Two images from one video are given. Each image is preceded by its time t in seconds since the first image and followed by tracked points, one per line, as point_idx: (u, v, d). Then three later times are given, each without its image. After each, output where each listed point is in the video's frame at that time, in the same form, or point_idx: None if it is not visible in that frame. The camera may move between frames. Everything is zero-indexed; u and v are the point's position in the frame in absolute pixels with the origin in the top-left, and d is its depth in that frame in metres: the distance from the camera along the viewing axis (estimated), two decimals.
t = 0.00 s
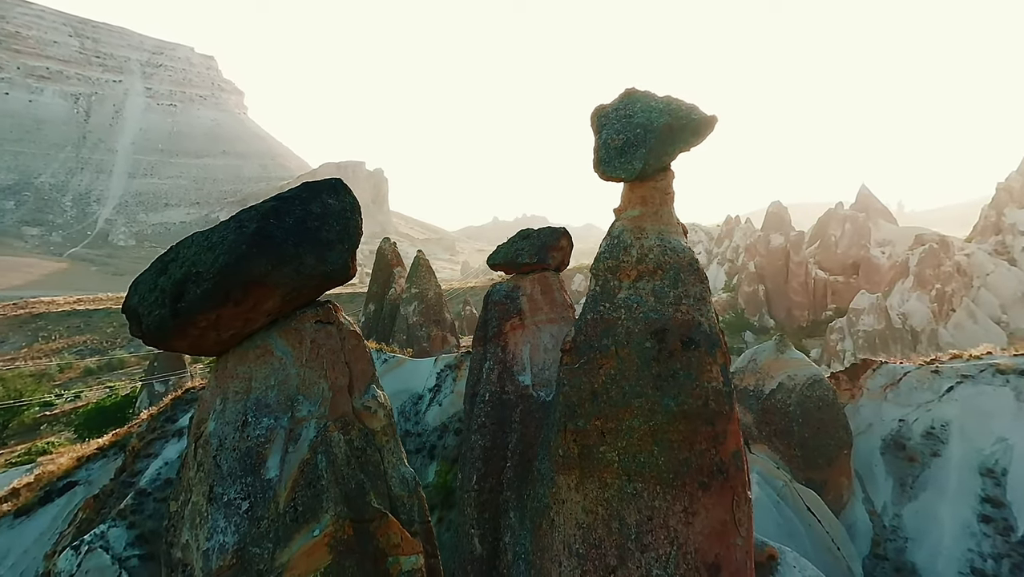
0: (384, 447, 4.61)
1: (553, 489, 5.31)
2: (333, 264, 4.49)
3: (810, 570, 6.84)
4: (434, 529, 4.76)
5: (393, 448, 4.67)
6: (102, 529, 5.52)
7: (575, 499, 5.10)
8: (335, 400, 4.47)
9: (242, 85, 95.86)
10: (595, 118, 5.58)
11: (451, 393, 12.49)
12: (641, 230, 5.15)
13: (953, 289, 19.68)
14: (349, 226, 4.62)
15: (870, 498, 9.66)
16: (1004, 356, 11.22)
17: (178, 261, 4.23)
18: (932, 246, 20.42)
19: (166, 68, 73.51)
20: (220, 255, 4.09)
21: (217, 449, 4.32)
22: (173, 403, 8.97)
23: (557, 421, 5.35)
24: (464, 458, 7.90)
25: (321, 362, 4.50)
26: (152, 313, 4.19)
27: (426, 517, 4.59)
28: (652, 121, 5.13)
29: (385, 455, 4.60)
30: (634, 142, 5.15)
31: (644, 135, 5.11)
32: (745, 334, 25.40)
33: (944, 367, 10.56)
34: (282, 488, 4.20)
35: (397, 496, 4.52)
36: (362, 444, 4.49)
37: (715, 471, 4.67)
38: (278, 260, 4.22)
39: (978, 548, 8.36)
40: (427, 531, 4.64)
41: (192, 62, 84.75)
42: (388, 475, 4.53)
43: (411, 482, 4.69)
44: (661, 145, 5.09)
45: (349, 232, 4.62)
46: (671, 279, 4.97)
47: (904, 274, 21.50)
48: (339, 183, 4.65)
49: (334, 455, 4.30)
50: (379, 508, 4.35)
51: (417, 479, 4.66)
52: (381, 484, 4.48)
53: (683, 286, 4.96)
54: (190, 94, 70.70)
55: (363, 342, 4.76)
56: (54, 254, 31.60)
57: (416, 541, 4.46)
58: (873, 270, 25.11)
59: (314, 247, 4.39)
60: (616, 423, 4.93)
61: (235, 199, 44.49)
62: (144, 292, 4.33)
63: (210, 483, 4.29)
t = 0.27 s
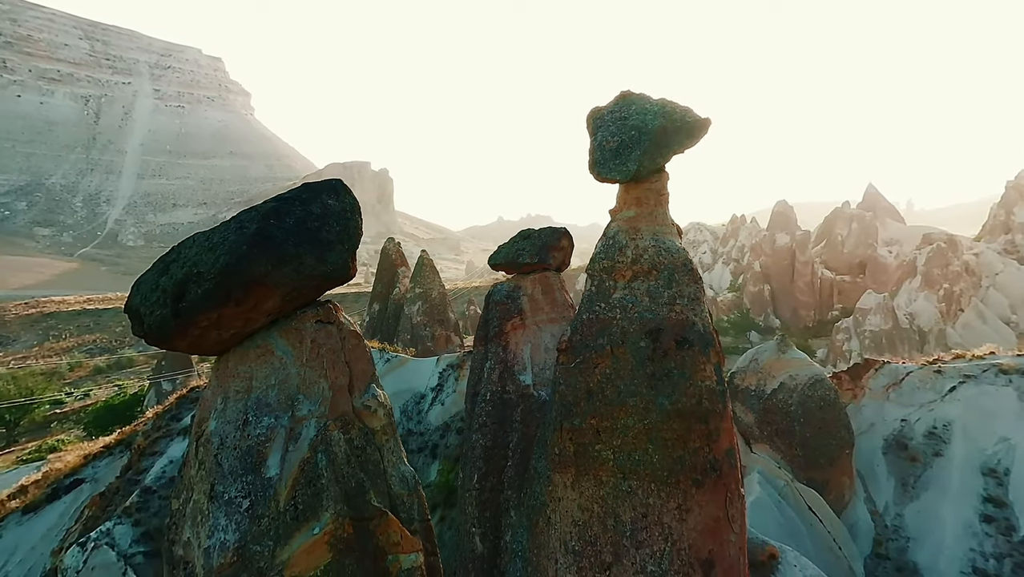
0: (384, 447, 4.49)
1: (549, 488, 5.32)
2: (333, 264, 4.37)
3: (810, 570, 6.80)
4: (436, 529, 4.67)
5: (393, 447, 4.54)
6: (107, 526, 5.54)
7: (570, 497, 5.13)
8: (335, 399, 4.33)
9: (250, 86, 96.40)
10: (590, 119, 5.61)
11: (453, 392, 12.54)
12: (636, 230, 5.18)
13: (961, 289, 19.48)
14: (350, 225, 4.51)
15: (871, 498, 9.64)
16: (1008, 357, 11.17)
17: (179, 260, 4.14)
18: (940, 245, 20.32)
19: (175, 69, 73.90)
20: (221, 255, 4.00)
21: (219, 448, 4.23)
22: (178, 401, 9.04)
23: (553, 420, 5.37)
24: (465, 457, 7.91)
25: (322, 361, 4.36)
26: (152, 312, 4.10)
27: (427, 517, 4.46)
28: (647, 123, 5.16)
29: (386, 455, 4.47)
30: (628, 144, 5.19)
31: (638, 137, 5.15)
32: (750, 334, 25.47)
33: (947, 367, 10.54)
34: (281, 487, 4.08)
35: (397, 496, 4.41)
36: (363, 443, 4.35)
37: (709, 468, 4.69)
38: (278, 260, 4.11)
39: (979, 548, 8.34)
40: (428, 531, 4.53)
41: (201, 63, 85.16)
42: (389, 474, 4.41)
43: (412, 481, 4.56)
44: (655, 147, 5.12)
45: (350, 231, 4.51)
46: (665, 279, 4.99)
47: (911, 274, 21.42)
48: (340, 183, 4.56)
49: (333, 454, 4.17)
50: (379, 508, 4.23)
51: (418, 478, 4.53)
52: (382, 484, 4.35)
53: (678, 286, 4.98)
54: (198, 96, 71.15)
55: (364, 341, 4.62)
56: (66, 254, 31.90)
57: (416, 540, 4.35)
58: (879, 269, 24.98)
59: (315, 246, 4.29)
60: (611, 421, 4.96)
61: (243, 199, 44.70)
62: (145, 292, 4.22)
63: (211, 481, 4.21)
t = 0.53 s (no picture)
0: (384, 445, 4.55)
1: (545, 486, 5.32)
2: (333, 264, 4.42)
3: (810, 569, 6.79)
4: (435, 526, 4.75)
5: (393, 446, 4.60)
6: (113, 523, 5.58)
7: (565, 495, 5.14)
8: (335, 399, 4.36)
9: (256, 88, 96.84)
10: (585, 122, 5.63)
11: (455, 392, 12.58)
12: (631, 231, 5.21)
13: (969, 289, 19.32)
14: (349, 226, 4.55)
15: (873, 498, 9.62)
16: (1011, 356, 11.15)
17: (181, 261, 4.17)
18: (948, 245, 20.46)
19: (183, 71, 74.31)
20: (222, 255, 4.03)
21: (220, 447, 4.24)
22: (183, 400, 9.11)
23: (549, 420, 5.38)
24: (466, 456, 7.93)
25: (322, 361, 4.39)
26: (154, 313, 4.14)
27: (426, 515, 4.54)
28: (642, 125, 5.20)
29: (385, 454, 4.53)
30: (622, 146, 5.23)
31: (633, 139, 5.19)
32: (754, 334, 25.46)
33: (949, 367, 10.52)
34: (282, 485, 4.10)
35: (397, 494, 4.47)
36: (363, 442, 4.40)
37: (702, 466, 4.74)
38: (278, 261, 4.15)
39: (981, 548, 8.34)
40: (427, 528, 4.61)
41: (208, 65, 85.47)
42: (388, 473, 4.48)
43: (411, 480, 4.62)
44: (650, 149, 5.16)
45: (349, 231, 4.55)
46: (659, 279, 5.03)
47: (918, 274, 21.34)
48: (340, 184, 4.59)
49: (334, 453, 4.21)
50: (379, 506, 4.30)
51: (417, 476, 4.59)
52: (381, 483, 4.42)
53: (671, 287, 5.01)
54: (206, 98, 71.54)
55: (364, 341, 4.67)
56: (76, 254, 32.13)
57: (416, 538, 4.41)
58: (886, 269, 24.82)
59: (314, 247, 4.33)
60: (605, 419, 4.99)
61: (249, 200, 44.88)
62: (147, 292, 4.27)
63: (212, 479, 4.23)
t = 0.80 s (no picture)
0: (383, 444, 4.61)
1: (541, 484, 5.32)
2: (333, 264, 4.46)
3: (810, 569, 6.78)
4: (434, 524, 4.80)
5: (392, 445, 4.67)
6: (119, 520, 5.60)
7: (560, 493, 5.15)
8: (335, 398, 4.41)
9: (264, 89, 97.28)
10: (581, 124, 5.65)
11: (457, 391, 12.61)
12: (626, 233, 5.23)
13: (978, 289, 19.21)
14: (349, 227, 4.59)
15: (875, 498, 9.59)
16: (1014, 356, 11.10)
17: (183, 261, 4.19)
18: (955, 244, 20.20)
19: (192, 73, 74.67)
20: (223, 256, 4.05)
21: (221, 445, 4.25)
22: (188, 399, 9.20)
23: (545, 418, 5.39)
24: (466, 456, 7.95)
25: (322, 361, 4.43)
26: (156, 312, 4.17)
27: (425, 513, 4.59)
28: (636, 127, 5.22)
29: (384, 453, 4.59)
30: (617, 148, 5.25)
31: (627, 141, 5.20)
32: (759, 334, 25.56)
33: (952, 367, 10.50)
34: (282, 484, 4.12)
35: (396, 492, 4.53)
36: (362, 441, 4.45)
37: (696, 463, 4.77)
38: (278, 261, 4.17)
39: (983, 548, 8.32)
40: (426, 526, 4.66)
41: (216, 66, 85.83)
42: (387, 472, 4.53)
43: (410, 478, 4.69)
44: (645, 151, 5.18)
45: (350, 232, 4.59)
46: (654, 280, 5.05)
47: (926, 274, 21.27)
48: (340, 185, 4.63)
49: (333, 452, 4.25)
50: (379, 504, 4.34)
51: (416, 475, 4.66)
52: (381, 481, 4.47)
53: (666, 287, 5.04)
54: (215, 99, 71.88)
55: (364, 341, 4.72)
56: (86, 254, 32.38)
57: (415, 536, 4.46)
58: (893, 268, 24.62)
59: (315, 247, 4.37)
60: (601, 417, 5.00)
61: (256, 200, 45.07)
62: (149, 292, 4.30)
63: (213, 478, 4.23)
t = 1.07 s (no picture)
0: (383, 443, 4.66)
1: (537, 483, 5.34)
2: (333, 264, 4.51)
3: (810, 568, 6.77)
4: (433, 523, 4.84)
5: (391, 444, 4.72)
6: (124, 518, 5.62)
7: (555, 491, 5.17)
8: (335, 398, 4.45)
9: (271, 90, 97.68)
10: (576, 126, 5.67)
11: (459, 391, 12.63)
12: (621, 234, 5.25)
13: (986, 289, 19.20)
14: (349, 227, 4.63)
15: (877, 498, 9.57)
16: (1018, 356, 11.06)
17: (184, 262, 4.22)
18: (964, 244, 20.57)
19: (199, 75, 75.04)
20: (223, 256, 4.09)
21: (222, 445, 4.29)
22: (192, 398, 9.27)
23: (541, 418, 5.41)
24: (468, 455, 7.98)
25: (322, 361, 4.47)
26: (157, 312, 4.21)
27: (424, 511, 4.64)
28: (631, 130, 5.24)
29: (383, 452, 4.64)
30: (612, 150, 5.27)
31: (622, 142, 5.23)
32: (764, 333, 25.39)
33: (955, 367, 10.46)
34: (282, 483, 4.16)
35: (395, 490, 4.57)
36: (362, 440, 4.50)
37: (690, 461, 4.79)
38: (278, 262, 4.22)
39: (985, 548, 8.30)
40: (425, 524, 4.70)
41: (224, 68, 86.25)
42: (386, 471, 4.58)
43: (410, 477, 4.74)
44: (640, 153, 5.21)
45: (349, 233, 4.64)
46: (648, 280, 5.08)
47: (933, 274, 21.15)
48: (339, 186, 4.66)
49: (333, 451, 4.29)
50: (378, 503, 4.38)
51: (416, 474, 4.71)
52: (380, 480, 4.52)
53: (660, 287, 5.06)
54: (222, 101, 72.20)
55: (363, 341, 4.77)
56: (95, 254, 32.59)
57: (415, 535, 4.49)
58: (900, 268, 24.51)
59: (314, 248, 4.41)
60: (596, 416, 5.03)
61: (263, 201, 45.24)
62: (151, 293, 4.34)
63: (214, 477, 4.27)
